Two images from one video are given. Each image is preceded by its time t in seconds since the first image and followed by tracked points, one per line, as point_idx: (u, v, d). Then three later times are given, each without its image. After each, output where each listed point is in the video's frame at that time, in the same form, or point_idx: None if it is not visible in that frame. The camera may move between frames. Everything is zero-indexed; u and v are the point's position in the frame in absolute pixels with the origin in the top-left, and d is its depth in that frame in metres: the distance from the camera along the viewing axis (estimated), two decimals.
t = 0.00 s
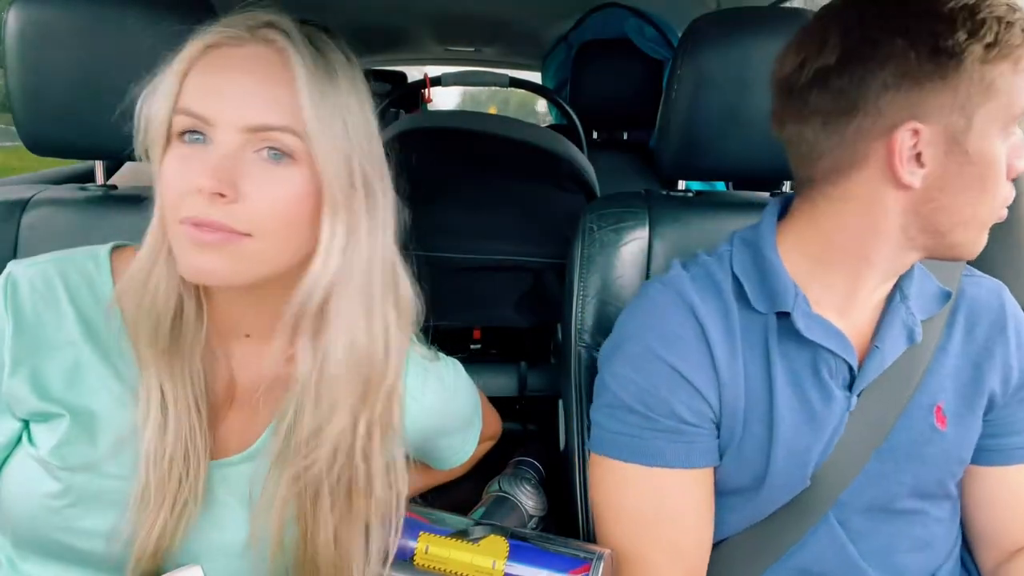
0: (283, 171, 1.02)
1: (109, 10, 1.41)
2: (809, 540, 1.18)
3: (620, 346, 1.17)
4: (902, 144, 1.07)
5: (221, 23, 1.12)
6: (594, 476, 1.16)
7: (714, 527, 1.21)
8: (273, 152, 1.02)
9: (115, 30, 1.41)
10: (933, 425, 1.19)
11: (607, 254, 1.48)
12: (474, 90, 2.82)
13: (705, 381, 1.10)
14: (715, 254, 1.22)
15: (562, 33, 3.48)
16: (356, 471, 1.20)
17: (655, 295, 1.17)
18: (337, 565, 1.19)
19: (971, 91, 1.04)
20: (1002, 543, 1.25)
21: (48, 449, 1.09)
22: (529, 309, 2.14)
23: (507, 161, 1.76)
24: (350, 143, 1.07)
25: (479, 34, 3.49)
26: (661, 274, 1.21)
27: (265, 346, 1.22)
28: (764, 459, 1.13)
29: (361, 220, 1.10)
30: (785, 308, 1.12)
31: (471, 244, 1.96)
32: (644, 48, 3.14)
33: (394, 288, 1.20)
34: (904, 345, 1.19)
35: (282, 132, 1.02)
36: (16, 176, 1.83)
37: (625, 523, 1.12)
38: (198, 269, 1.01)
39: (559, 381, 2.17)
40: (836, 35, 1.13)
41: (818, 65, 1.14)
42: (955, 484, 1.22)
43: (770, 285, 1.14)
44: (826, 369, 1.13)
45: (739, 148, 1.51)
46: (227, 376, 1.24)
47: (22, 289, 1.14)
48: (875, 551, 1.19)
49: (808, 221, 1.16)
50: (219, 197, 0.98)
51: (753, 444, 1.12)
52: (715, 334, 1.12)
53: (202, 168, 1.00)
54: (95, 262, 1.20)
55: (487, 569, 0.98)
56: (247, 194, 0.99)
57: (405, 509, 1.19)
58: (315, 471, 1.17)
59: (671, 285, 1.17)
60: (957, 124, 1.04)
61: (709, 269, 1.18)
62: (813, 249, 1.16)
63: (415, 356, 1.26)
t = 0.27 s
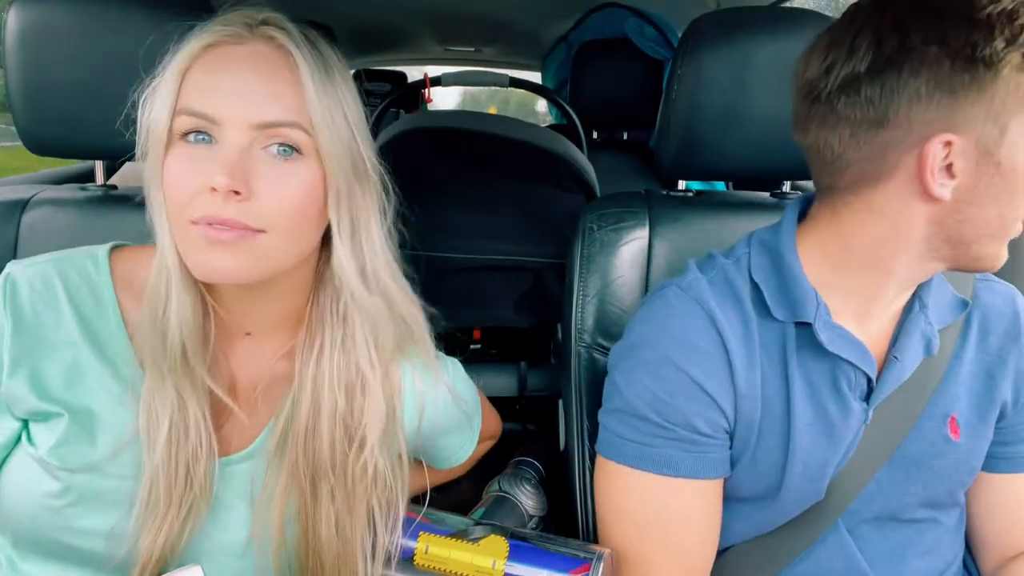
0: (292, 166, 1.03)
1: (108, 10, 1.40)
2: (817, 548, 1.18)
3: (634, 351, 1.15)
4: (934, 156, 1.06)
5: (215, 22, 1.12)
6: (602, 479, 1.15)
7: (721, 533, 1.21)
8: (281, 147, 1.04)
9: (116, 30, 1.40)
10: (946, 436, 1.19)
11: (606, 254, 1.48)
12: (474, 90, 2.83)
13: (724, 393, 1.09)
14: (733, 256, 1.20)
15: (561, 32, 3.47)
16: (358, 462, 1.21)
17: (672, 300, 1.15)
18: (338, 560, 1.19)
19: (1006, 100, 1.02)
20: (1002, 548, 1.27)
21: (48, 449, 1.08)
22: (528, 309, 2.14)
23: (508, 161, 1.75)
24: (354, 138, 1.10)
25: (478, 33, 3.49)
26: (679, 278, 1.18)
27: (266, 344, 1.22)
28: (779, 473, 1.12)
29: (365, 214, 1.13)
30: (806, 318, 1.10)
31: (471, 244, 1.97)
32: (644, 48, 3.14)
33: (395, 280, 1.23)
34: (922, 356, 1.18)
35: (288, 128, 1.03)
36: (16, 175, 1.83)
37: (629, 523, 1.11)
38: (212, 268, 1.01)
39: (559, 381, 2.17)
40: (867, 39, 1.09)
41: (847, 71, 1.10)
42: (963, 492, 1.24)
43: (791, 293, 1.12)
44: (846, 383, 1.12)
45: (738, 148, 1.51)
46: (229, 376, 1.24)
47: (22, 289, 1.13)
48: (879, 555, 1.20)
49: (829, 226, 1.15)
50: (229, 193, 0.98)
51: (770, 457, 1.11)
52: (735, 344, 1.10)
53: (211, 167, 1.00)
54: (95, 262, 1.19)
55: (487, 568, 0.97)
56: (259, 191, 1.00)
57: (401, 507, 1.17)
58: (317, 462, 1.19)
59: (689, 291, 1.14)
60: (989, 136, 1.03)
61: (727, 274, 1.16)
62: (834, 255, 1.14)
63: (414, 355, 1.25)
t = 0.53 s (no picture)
0: (270, 158, 1.02)
1: (109, 11, 1.40)
2: (819, 550, 1.18)
3: (637, 351, 1.15)
4: (945, 159, 1.06)
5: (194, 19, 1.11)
6: (605, 480, 1.15)
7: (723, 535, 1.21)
8: (258, 140, 1.03)
9: (116, 30, 1.40)
10: (950, 440, 1.19)
11: (607, 254, 1.48)
12: (474, 90, 2.84)
13: (729, 395, 1.09)
14: (738, 257, 1.20)
15: (561, 32, 3.47)
16: (358, 463, 1.20)
17: (676, 301, 1.15)
18: (337, 560, 1.18)
19: (1017, 103, 1.02)
20: (1002, 550, 1.28)
21: (48, 450, 1.08)
22: (528, 309, 2.14)
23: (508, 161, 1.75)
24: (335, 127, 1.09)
25: (478, 33, 3.48)
26: (683, 279, 1.19)
27: (264, 344, 1.22)
28: (783, 476, 1.12)
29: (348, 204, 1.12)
30: (812, 321, 1.10)
31: (472, 245, 1.96)
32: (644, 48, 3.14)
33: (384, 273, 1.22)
34: (927, 360, 1.18)
35: (265, 119, 1.02)
36: (16, 175, 1.83)
37: (630, 523, 1.11)
38: (195, 263, 1.00)
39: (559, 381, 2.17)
40: (877, 40, 1.09)
41: (857, 72, 1.11)
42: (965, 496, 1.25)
43: (798, 296, 1.12)
44: (851, 387, 1.12)
45: (738, 148, 1.51)
46: (227, 376, 1.23)
47: (21, 290, 1.13)
48: (880, 556, 1.20)
49: (835, 228, 1.15)
50: (209, 187, 0.97)
51: (774, 461, 1.11)
52: (740, 346, 1.10)
53: (190, 162, 1.00)
54: (93, 262, 1.19)
55: (487, 568, 0.97)
56: (237, 183, 0.99)
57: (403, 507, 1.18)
58: (316, 465, 1.18)
59: (695, 292, 1.15)
60: (1000, 140, 1.03)
61: (733, 276, 1.16)
62: (840, 257, 1.15)
63: (413, 355, 1.24)
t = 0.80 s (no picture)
0: (244, 151, 1.00)
1: (108, 10, 1.40)
2: (818, 550, 1.18)
3: (637, 351, 1.15)
4: (943, 158, 1.05)
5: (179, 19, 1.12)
6: (605, 480, 1.15)
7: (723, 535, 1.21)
8: (233, 134, 1.01)
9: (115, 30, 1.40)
10: (950, 440, 1.19)
11: (607, 254, 1.48)
12: (474, 90, 2.83)
13: (727, 395, 1.09)
14: (738, 257, 1.20)
15: (561, 33, 3.47)
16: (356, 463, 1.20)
17: (676, 301, 1.15)
18: (336, 561, 1.17)
19: (1016, 101, 1.02)
20: (1001, 550, 1.28)
21: (48, 449, 1.08)
22: (528, 309, 2.14)
23: (508, 161, 1.75)
24: (311, 119, 1.06)
25: (478, 33, 3.48)
26: (683, 278, 1.19)
27: (262, 344, 1.22)
28: (782, 476, 1.12)
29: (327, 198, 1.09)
30: (812, 321, 1.10)
31: (471, 244, 1.96)
32: (644, 48, 3.13)
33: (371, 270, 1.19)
34: (927, 360, 1.18)
35: (238, 113, 1.01)
36: (16, 175, 1.83)
37: (630, 523, 1.11)
38: (171, 259, 0.99)
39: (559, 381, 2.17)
40: (876, 39, 1.09)
41: (855, 72, 1.11)
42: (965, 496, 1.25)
43: (798, 296, 1.12)
44: (850, 386, 1.12)
45: (738, 149, 1.51)
46: (226, 375, 1.23)
47: (21, 290, 1.12)
48: (880, 556, 1.20)
49: (835, 228, 1.15)
50: (180, 181, 0.97)
51: (774, 460, 1.11)
52: (739, 346, 1.10)
53: (164, 157, 0.99)
54: (93, 262, 1.20)
55: (487, 568, 0.97)
56: (208, 177, 0.97)
57: (401, 507, 1.18)
58: (315, 466, 1.18)
59: (695, 292, 1.15)
60: (999, 138, 1.03)
61: (733, 276, 1.16)
62: (840, 257, 1.15)
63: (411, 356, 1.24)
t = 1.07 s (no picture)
0: (239, 151, 1.00)
1: (108, 10, 1.40)
2: (818, 550, 1.18)
3: (637, 351, 1.15)
4: (943, 158, 1.05)
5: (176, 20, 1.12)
6: (605, 480, 1.15)
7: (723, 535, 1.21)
8: (229, 134, 1.01)
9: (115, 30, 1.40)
10: (951, 440, 1.19)
11: (607, 254, 1.48)
12: (474, 90, 2.83)
13: (727, 395, 1.09)
14: (738, 257, 1.20)
15: (561, 33, 3.48)
16: (356, 462, 1.20)
17: (676, 301, 1.15)
18: (337, 561, 1.18)
19: (1015, 101, 1.02)
20: (1002, 550, 1.28)
21: (48, 449, 1.08)
22: (528, 309, 2.14)
23: (508, 161, 1.75)
24: (308, 118, 1.06)
25: (478, 32, 3.48)
26: (683, 278, 1.19)
27: (262, 343, 1.22)
28: (783, 476, 1.12)
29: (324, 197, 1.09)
30: (812, 321, 1.10)
31: (471, 244, 1.96)
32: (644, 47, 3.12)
33: (369, 270, 1.19)
34: (928, 360, 1.18)
35: (233, 113, 1.01)
36: (16, 175, 1.83)
37: (630, 523, 1.11)
38: (169, 260, 0.99)
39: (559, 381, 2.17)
40: (875, 39, 1.10)
41: (854, 72, 1.11)
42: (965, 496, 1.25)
43: (799, 295, 1.12)
44: (851, 386, 1.12)
45: (738, 149, 1.51)
46: (226, 375, 1.23)
47: (21, 290, 1.12)
48: (880, 556, 1.20)
49: (835, 227, 1.15)
50: (175, 181, 0.97)
51: (774, 460, 1.11)
52: (739, 346, 1.10)
53: (160, 157, 0.99)
54: (93, 262, 1.19)
55: (487, 568, 0.97)
56: (204, 176, 0.97)
57: (401, 507, 1.18)
58: (315, 466, 1.18)
59: (695, 292, 1.15)
60: (998, 137, 1.02)
61: (733, 276, 1.17)
62: (840, 256, 1.15)
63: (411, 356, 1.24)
